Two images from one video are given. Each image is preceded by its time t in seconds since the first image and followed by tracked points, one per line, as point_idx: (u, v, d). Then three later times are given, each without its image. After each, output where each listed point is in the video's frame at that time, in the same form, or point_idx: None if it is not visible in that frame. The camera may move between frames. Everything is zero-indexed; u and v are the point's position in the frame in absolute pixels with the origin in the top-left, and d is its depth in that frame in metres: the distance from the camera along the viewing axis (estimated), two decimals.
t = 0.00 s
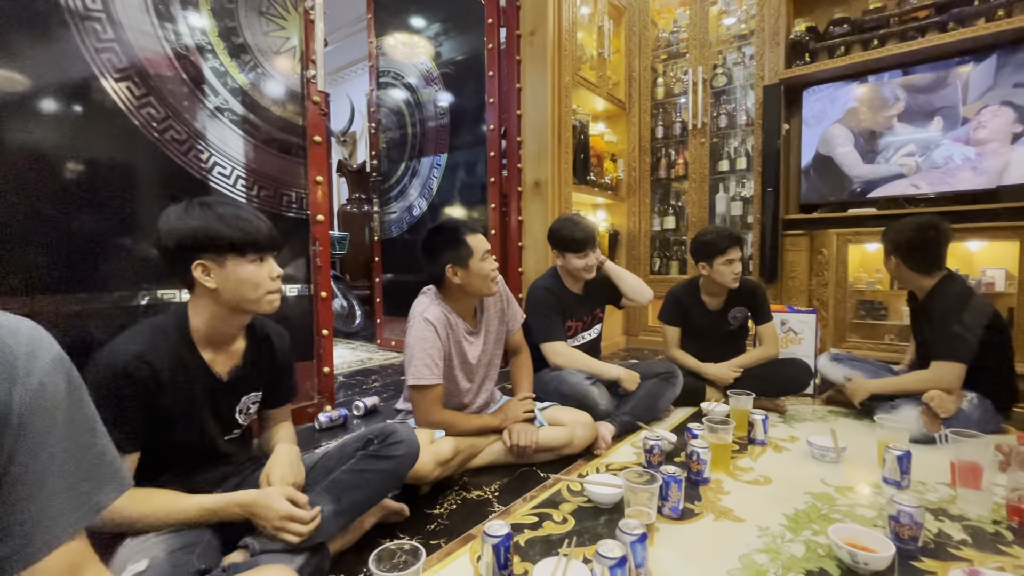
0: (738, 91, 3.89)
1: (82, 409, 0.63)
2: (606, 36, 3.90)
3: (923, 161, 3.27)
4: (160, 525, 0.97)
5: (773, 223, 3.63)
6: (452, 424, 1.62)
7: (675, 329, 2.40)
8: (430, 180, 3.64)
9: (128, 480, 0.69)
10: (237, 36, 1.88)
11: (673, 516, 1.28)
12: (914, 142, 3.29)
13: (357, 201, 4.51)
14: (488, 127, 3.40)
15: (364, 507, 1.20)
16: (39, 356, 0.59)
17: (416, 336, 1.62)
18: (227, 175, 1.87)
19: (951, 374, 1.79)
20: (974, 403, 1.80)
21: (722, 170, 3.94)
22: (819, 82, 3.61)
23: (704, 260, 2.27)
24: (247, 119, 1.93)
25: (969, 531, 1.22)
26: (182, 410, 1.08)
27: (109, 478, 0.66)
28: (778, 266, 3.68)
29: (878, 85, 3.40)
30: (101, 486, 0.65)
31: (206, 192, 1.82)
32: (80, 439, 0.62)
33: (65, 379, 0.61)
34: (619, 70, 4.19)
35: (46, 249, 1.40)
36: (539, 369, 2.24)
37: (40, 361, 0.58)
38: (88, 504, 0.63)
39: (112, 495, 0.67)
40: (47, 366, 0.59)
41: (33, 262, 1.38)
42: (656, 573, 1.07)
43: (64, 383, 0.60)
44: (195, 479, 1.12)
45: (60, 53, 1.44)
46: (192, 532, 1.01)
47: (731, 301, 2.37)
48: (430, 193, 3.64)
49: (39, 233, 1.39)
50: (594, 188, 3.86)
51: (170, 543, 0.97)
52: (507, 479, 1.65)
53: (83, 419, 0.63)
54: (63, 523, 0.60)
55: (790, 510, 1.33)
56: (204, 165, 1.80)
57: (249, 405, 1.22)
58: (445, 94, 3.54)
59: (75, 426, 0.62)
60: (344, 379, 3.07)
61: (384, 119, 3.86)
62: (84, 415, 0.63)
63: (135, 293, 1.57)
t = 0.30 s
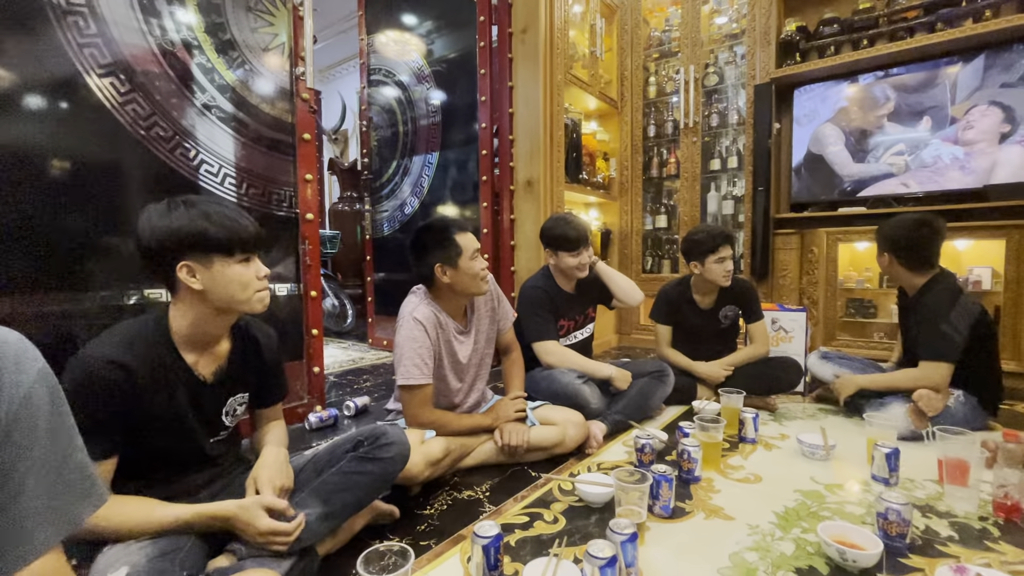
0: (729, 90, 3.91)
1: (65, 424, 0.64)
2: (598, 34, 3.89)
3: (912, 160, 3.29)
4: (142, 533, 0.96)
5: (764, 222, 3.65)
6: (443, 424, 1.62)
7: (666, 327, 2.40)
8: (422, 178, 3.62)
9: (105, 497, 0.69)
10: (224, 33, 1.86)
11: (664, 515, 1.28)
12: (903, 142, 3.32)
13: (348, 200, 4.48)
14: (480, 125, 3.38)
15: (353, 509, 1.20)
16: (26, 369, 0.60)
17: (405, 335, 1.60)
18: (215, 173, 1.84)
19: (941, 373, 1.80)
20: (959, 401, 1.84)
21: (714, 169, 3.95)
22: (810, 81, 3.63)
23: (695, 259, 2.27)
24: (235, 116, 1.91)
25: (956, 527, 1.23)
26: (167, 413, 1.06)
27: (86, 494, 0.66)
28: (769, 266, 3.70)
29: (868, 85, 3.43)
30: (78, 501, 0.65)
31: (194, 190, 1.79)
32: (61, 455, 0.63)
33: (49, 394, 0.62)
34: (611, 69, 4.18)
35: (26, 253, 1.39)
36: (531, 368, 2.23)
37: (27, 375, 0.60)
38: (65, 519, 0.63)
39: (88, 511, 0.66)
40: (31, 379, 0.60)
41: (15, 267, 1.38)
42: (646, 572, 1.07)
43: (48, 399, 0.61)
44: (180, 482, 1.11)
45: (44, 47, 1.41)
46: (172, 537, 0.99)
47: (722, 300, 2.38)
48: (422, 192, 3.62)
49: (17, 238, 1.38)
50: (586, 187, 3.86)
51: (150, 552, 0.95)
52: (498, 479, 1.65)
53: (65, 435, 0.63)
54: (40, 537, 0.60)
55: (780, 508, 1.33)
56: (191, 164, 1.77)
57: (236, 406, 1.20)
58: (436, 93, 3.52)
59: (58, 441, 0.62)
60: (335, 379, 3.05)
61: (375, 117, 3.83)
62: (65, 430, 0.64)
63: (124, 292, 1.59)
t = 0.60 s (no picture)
0: (725, 88, 3.91)
1: (58, 430, 0.63)
2: (594, 32, 3.89)
3: (907, 158, 3.28)
4: (131, 535, 0.95)
5: (760, 220, 3.66)
6: (438, 423, 1.61)
7: (662, 325, 2.40)
8: (417, 176, 3.60)
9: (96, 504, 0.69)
10: (217, 29, 1.84)
11: (660, 513, 1.28)
12: (899, 139, 3.30)
13: (343, 198, 4.46)
14: (476, 123, 3.37)
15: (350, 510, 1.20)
16: (19, 373, 0.59)
17: (400, 334, 1.59)
18: (209, 170, 1.83)
19: (935, 371, 1.81)
20: (954, 399, 1.84)
21: (710, 167, 3.95)
22: (806, 80, 3.64)
23: (689, 257, 2.28)
24: (229, 113, 1.89)
25: (951, 524, 1.23)
26: (158, 414, 1.05)
27: (78, 501, 0.65)
28: (765, 264, 3.71)
29: (863, 83, 3.44)
30: (69, 508, 0.64)
31: (187, 188, 1.77)
32: (53, 462, 0.62)
33: (43, 398, 0.61)
34: (607, 67, 4.18)
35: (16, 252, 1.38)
36: (527, 366, 2.23)
37: (21, 379, 0.59)
38: (56, 526, 0.63)
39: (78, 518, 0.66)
40: (24, 385, 0.59)
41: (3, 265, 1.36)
42: (643, 571, 1.07)
43: (41, 405, 0.60)
44: (172, 484, 1.10)
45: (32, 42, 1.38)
46: (160, 541, 0.98)
47: (718, 298, 2.39)
48: (417, 190, 3.60)
49: (5, 236, 1.36)
50: (583, 185, 3.85)
51: (138, 554, 0.95)
52: (494, 477, 1.65)
53: (57, 440, 0.63)
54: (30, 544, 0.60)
55: (776, 505, 1.33)
56: (185, 161, 1.75)
57: (227, 406, 1.20)
58: (432, 90, 3.51)
59: (50, 447, 0.62)
60: (331, 378, 3.04)
61: (370, 115, 3.82)
62: (58, 436, 0.63)
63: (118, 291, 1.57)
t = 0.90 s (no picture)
0: (723, 86, 3.91)
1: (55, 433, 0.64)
2: (591, 30, 3.88)
3: (904, 156, 3.25)
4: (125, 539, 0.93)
5: (758, 218, 3.65)
6: (436, 422, 1.60)
7: (660, 324, 2.40)
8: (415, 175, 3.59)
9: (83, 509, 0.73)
10: (212, 26, 1.83)
11: (659, 512, 1.28)
12: (895, 138, 3.28)
13: (341, 197, 4.45)
14: (474, 121, 3.35)
15: (348, 511, 1.19)
16: (17, 373, 0.60)
17: (397, 333, 1.59)
18: (204, 169, 1.82)
19: (933, 368, 1.81)
20: (951, 396, 1.85)
21: (708, 165, 3.95)
22: (804, 77, 3.64)
23: (686, 255, 2.27)
24: (225, 112, 1.88)
25: (949, 521, 1.23)
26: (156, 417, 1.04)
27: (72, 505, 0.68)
28: (763, 262, 3.71)
29: (861, 81, 3.44)
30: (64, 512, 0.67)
31: (184, 187, 1.77)
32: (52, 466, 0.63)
33: (37, 399, 0.61)
34: (605, 65, 4.17)
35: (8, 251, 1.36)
36: (525, 365, 2.22)
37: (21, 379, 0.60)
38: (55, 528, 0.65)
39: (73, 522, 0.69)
40: (23, 383, 0.60)
41: None
42: (642, 569, 1.07)
43: (37, 405, 0.61)
44: (168, 485, 1.09)
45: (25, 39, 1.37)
46: (155, 543, 0.98)
47: (716, 296, 2.39)
48: (415, 188, 3.59)
49: None
50: (580, 183, 3.85)
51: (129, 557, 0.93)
52: (492, 476, 1.64)
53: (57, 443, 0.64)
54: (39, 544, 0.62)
55: (774, 503, 1.34)
56: (181, 160, 1.74)
57: (226, 407, 1.19)
58: (429, 89, 3.49)
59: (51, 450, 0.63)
60: (329, 377, 3.03)
61: (367, 114, 3.80)
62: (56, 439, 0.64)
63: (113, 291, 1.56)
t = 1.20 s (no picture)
0: (720, 85, 3.90)
1: (43, 443, 0.62)
2: (589, 28, 3.87)
3: (903, 153, 3.30)
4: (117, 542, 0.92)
5: (756, 217, 3.65)
6: (434, 422, 1.60)
7: (659, 322, 2.40)
8: (412, 175, 3.58)
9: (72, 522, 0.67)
10: (207, 25, 1.82)
11: (657, 511, 1.28)
12: (894, 135, 3.33)
13: (338, 197, 4.44)
14: (471, 120, 3.34)
15: (346, 512, 1.18)
16: (9, 383, 0.58)
17: (393, 332, 1.58)
18: (200, 168, 1.80)
19: (931, 366, 1.81)
20: (950, 393, 1.85)
21: (705, 164, 3.95)
22: (802, 75, 3.63)
23: (683, 254, 2.27)
24: (220, 111, 1.87)
25: (948, 519, 1.23)
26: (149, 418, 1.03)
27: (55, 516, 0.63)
28: (761, 261, 3.71)
29: (858, 78, 3.44)
30: (46, 525, 0.62)
31: (179, 186, 1.75)
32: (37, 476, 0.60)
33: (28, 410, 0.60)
34: (602, 63, 4.16)
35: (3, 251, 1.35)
36: (524, 364, 2.22)
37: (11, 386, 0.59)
38: (35, 542, 0.61)
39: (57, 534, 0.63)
40: (15, 392, 0.58)
41: None
42: (641, 568, 1.06)
43: (28, 417, 0.59)
44: (162, 488, 1.07)
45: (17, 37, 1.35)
46: (149, 545, 0.97)
47: (714, 295, 2.38)
48: (413, 188, 3.58)
49: None
50: (578, 182, 3.84)
51: (124, 561, 0.92)
52: (489, 476, 1.63)
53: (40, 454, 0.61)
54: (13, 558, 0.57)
55: (772, 501, 1.33)
56: (175, 159, 1.73)
57: (222, 407, 1.18)
58: (426, 88, 3.48)
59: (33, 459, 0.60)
60: (327, 377, 3.03)
61: (364, 113, 3.79)
62: (41, 449, 0.61)
63: (108, 291, 1.54)
